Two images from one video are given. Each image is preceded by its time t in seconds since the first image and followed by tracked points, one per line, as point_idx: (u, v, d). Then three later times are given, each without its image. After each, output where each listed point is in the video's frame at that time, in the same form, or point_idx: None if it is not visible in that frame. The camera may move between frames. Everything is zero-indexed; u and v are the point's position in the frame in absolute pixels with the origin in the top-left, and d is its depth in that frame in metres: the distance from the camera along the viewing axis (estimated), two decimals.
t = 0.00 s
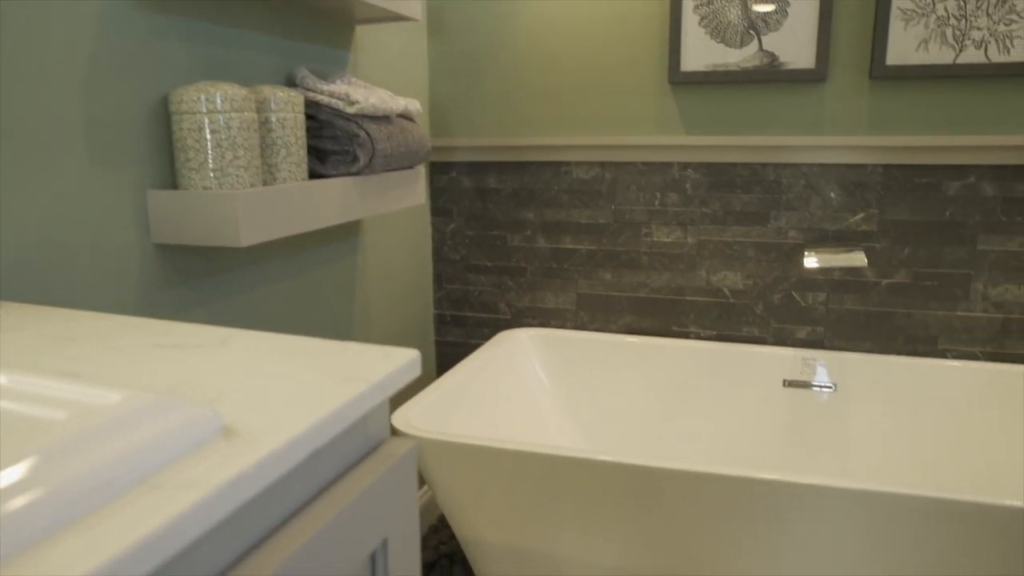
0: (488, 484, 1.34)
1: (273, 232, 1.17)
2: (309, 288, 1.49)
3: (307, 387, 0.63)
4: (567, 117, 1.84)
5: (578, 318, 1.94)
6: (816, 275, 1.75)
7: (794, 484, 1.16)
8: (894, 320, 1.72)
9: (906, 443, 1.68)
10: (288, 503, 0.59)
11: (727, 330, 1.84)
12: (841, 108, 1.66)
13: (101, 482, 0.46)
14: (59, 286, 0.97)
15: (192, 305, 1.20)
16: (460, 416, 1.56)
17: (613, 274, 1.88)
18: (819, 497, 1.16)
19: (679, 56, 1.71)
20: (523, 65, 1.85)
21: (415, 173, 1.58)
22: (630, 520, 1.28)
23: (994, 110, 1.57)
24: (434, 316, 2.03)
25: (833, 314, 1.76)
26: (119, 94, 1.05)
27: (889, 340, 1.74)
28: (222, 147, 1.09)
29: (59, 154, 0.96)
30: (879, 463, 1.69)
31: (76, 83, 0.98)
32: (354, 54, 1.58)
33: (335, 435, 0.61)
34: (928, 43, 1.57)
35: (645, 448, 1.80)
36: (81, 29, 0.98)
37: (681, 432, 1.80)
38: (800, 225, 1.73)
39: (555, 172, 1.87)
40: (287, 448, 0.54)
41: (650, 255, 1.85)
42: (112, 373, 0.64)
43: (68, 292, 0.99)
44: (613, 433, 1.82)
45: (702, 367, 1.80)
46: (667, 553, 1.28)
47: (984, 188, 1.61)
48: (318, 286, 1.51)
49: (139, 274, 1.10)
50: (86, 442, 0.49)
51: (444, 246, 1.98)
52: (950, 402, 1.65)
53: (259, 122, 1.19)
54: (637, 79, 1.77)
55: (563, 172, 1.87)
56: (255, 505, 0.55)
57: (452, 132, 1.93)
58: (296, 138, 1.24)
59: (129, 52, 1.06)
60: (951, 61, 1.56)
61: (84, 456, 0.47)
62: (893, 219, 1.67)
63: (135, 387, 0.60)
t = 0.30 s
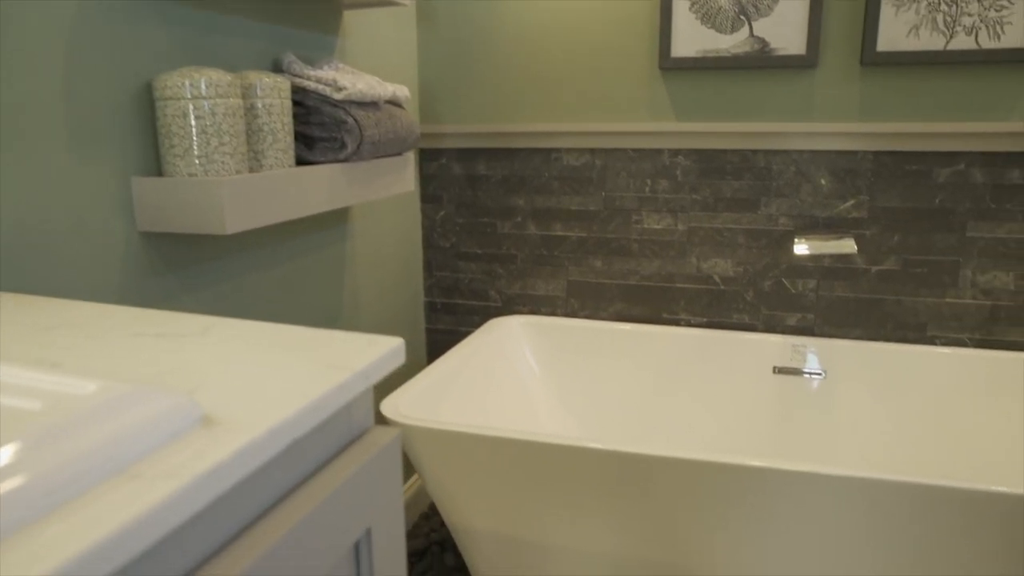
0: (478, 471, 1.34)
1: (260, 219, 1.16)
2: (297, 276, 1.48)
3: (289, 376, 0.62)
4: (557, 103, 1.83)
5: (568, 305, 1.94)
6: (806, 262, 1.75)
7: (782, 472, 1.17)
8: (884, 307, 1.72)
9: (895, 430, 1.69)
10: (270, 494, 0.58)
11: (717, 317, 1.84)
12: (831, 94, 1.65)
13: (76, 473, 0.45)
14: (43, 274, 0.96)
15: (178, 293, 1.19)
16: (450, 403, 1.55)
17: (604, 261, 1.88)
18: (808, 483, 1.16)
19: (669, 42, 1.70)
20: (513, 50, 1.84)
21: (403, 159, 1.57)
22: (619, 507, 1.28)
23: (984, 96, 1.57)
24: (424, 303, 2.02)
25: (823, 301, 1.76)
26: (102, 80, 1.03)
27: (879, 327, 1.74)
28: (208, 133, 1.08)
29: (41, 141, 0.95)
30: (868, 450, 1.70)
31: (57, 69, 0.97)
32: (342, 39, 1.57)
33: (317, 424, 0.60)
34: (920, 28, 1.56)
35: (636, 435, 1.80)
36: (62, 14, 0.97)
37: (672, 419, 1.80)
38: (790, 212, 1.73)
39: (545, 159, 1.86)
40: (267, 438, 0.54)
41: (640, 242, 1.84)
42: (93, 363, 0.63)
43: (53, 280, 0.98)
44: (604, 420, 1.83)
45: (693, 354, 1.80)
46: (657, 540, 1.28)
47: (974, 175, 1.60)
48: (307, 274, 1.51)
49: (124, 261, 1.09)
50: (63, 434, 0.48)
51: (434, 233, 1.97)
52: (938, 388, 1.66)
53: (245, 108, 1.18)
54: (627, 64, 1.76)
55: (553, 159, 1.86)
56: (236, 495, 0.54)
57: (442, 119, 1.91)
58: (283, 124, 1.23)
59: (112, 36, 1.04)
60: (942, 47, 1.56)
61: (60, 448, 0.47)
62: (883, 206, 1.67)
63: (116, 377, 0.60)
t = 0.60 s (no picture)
0: (463, 455, 1.33)
1: (241, 202, 1.14)
2: (281, 260, 1.47)
3: (262, 361, 0.62)
4: (544, 85, 1.82)
5: (555, 289, 1.93)
6: (793, 245, 1.75)
7: (766, 455, 1.17)
8: (870, 290, 1.73)
9: (880, 412, 1.70)
10: (243, 479, 0.58)
11: (703, 301, 1.83)
12: (818, 76, 1.64)
13: (40, 459, 0.45)
14: (20, 258, 0.95)
15: (160, 277, 1.18)
16: (437, 387, 1.55)
17: (590, 244, 1.87)
18: (791, 465, 1.17)
19: (656, 22, 1.69)
20: (499, 32, 1.82)
21: (387, 141, 1.56)
22: (604, 489, 1.28)
23: (970, 78, 1.57)
24: (411, 287, 2.02)
25: (810, 284, 1.76)
26: (78, 61, 1.02)
27: (864, 310, 1.74)
28: (186, 115, 1.07)
29: (16, 123, 0.94)
30: (853, 432, 1.70)
31: (33, 49, 0.95)
32: (324, 20, 1.55)
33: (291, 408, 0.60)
34: (907, 10, 1.55)
35: (623, 418, 1.81)
36: None
37: (659, 402, 1.81)
38: (777, 195, 1.72)
39: (531, 142, 1.85)
40: (237, 422, 0.53)
41: (627, 225, 1.84)
42: (65, 349, 0.62)
43: (31, 263, 0.97)
44: (591, 403, 1.83)
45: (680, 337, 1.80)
46: (642, 523, 1.29)
47: (960, 157, 1.60)
48: (291, 258, 1.49)
49: (103, 245, 1.08)
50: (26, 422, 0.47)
51: (420, 216, 1.96)
52: (923, 371, 1.67)
53: (224, 89, 1.16)
54: (614, 45, 1.75)
55: (539, 141, 1.84)
56: (207, 480, 0.54)
57: (427, 101, 1.90)
58: (264, 106, 1.21)
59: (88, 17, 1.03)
60: (929, 28, 1.55)
61: (23, 435, 0.46)
62: (869, 188, 1.67)
63: (88, 363, 0.59)
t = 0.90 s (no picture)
0: (453, 442, 1.33)
1: (227, 189, 1.14)
2: (268, 248, 1.46)
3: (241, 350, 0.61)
4: (534, 71, 1.80)
5: (545, 276, 1.93)
6: (783, 233, 1.74)
7: (755, 442, 1.17)
8: (859, 277, 1.73)
9: (869, 399, 1.70)
10: (223, 467, 0.57)
11: (693, 288, 1.83)
12: (808, 62, 1.64)
13: (11, 449, 0.44)
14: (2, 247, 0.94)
15: (145, 266, 1.17)
16: (426, 375, 1.55)
17: (580, 231, 1.87)
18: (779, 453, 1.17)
19: (646, 8, 1.68)
20: (488, 17, 1.80)
21: (375, 128, 1.55)
22: (591, 477, 1.28)
23: (960, 65, 1.56)
24: (400, 275, 2.01)
25: (799, 271, 1.76)
26: (59, 47, 1.01)
27: (853, 297, 1.74)
28: (170, 101, 1.06)
29: None
30: (842, 419, 1.71)
31: (13, 35, 0.94)
32: (311, 5, 1.53)
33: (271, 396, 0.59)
34: None
35: (613, 406, 1.81)
36: None
37: (649, 389, 1.81)
38: (767, 182, 1.72)
39: (521, 128, 1.84)
40: (214, 410, 0.53)
41: (617, 213, 1.83)
42: (41, 340, 0.62)
43: (12, 252, 0.96)
44: (581, 391, 1.83)
45: (670, 325, 1.80)
46: (631, 511, 1.29)
47: (950, 144, 1.60)
48: (278, 246, 1.49)
49: (87, 234, 1.07)
50: None
51: (410, 203, 1.95)
52: (912, 358, 1.67)
53: (208, 75, 1.15)
54: (604, 32, 1.74)
55: (529, 128, 1.83)
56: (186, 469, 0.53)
57: (416, 87, 1.88)
58: (249, 92, 1.20)
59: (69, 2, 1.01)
60: (920, 14, 1.54)
61: None
62: (859, 175, 1.67)
63: (64, 354, 0.59)
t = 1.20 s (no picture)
0: (438, 427, 1.33)
1: (207, 172, 1.12)
2: (251, 233, 1.45)
3: (211, 338, 0.60)
4: (519, 53, 1.79)
5: (532, 260, 1.92)
6: (770, 216, 1.74)
7: (739, 426, 1.17)
8: (845, 260, 1.73)
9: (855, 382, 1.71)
10: (196, 452, 0.56)
11: (680, 272, 1.83)
12: (795, 45, 1.63)
13: None
14: None
15: (126, 252, 1.16)
16: (412, 360, 1.54)
17: (567, 215, 1.86)
18: (764, 436, 1.17)
19: None
20: None
21: (358, 111, 1.53)
22: (575, 462, 1.28)
23: (947, 47, 1.56)
24: (386, 260, 2.00)
25: (786, 255, 1.75)
26: (32, 29, 0.99)
27: (840, 280, 1.74)
28: (147, 83, 1.04)
29: None
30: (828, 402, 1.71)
31: None
32: None
33: (242, 382, 0.59)
34: None
35: (600, 390, 1.81)
36: None
37: (636, 373, 1.81)
38: (754, 165, 1.71)
39: (507, 111, 1.82)
40: (181, 397, 0.52)
41: (604, 196, 1.82)
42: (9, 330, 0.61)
43: None
44: (568, 375, 1.83)
45: (658, 308, 1.79)
46: (617, 495, 1.29)
47: (937, 127, 1.60)
48: (262, 231, 1.47)
49: (64, 220, 1.05)
50: None
51: (395, 187, 1.94)
52: (898, 341, 1.67)
53: (187, 57, 1.13)
54: (590, 13, 1.72)
55: (515, 111, 1.82)
56: (156, 455, 0.53)
57: (401, 69, 1.86)
58: (229, 74, 1.18)
59: None
60: None
61: None
62: (846, 158, 1.66)
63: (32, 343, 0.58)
